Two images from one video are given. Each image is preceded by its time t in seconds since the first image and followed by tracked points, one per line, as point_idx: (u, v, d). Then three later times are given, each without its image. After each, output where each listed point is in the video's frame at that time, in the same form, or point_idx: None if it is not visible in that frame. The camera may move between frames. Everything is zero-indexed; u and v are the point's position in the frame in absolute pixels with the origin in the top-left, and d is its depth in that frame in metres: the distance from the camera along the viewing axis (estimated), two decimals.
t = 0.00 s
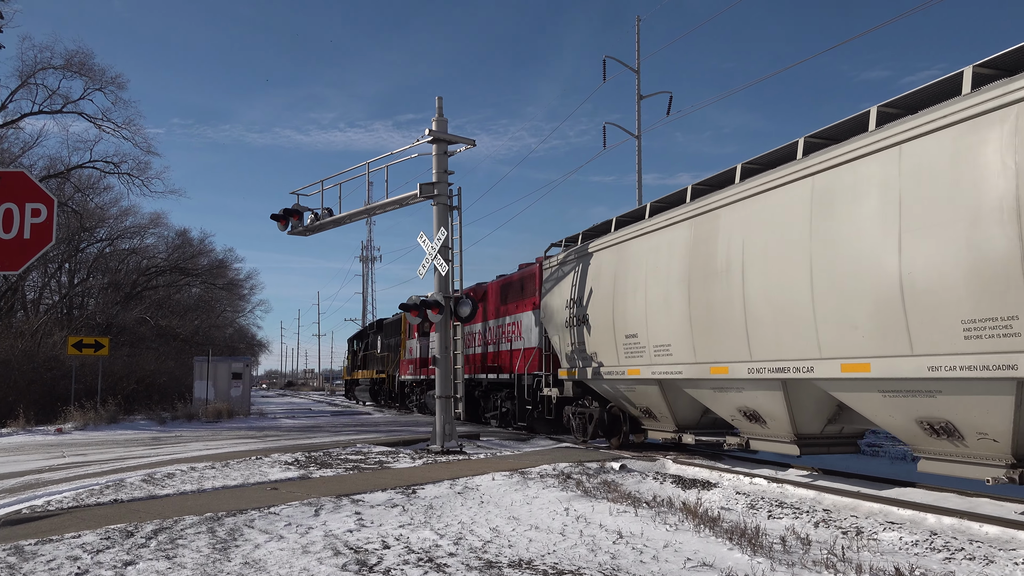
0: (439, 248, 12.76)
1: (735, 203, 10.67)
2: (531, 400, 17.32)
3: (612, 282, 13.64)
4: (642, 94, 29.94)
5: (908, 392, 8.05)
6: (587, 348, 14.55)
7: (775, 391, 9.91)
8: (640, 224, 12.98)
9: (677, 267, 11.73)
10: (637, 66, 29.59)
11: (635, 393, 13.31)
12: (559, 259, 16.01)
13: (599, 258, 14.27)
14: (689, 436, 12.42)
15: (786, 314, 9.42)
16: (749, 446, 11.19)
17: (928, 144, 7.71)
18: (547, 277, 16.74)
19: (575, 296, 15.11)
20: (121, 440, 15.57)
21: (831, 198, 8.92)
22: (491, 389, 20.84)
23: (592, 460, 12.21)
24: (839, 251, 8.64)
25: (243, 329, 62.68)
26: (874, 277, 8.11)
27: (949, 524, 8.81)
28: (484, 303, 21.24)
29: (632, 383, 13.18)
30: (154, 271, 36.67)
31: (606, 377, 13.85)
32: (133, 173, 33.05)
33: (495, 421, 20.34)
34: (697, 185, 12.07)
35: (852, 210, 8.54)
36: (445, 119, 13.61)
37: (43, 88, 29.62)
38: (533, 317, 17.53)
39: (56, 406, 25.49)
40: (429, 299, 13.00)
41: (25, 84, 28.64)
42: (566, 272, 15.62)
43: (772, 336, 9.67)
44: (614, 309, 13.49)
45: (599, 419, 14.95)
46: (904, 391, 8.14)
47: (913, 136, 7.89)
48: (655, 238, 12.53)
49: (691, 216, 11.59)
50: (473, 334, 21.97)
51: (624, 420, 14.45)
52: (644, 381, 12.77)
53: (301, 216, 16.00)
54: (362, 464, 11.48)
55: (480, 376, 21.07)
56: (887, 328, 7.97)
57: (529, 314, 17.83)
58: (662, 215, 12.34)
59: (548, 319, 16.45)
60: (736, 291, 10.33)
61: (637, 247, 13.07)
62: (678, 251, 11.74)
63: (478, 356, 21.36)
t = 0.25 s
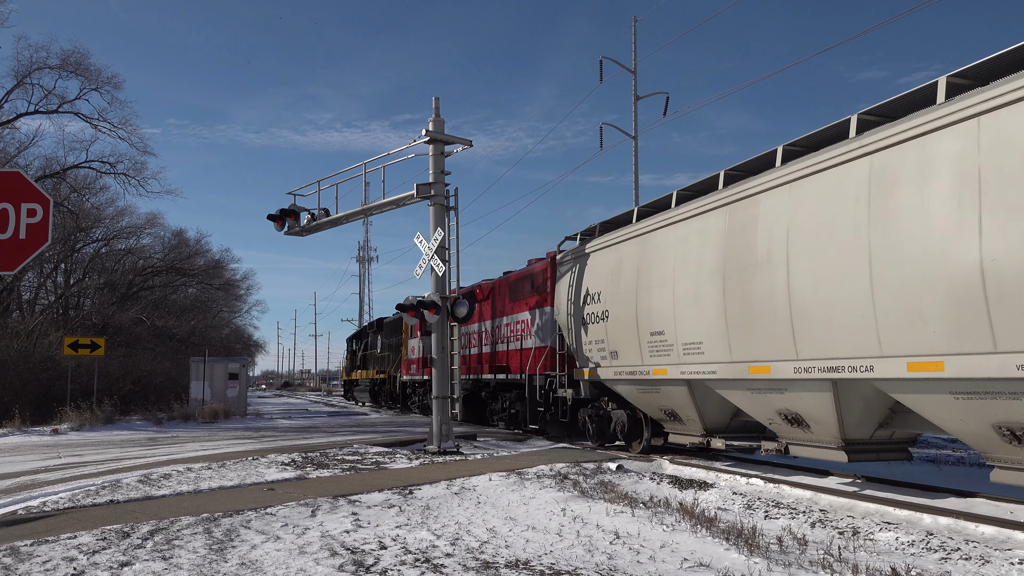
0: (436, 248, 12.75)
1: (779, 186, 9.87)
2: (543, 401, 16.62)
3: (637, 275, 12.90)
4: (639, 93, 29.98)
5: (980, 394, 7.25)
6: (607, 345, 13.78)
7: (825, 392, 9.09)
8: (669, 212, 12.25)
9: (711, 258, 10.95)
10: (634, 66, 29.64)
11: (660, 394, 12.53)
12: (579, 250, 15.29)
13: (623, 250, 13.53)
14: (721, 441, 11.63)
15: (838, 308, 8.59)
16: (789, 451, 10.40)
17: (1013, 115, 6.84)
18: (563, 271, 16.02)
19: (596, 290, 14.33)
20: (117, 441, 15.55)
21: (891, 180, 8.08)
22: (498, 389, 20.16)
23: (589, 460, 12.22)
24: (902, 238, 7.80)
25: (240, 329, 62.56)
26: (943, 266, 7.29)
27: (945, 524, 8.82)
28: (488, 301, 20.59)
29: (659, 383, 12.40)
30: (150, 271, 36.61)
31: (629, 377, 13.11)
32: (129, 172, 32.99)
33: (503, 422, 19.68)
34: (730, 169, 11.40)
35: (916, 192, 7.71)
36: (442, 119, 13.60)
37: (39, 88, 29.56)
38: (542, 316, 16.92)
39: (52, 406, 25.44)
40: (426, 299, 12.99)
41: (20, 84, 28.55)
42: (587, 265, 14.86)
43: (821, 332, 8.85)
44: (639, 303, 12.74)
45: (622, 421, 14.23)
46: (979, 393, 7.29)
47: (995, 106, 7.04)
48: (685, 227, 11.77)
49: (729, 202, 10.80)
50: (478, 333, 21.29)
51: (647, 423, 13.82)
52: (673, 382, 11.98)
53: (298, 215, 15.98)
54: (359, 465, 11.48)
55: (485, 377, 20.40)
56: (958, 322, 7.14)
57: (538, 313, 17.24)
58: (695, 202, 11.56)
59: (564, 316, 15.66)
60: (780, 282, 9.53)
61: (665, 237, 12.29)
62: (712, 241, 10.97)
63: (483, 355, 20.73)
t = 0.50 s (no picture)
0: (436, 248, 12.76)
1: (826, 167, 8.97)
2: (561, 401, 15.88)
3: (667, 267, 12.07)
4: (640, 93, 30.00)
5: None
6: (635, 343, 12.94)
7: (888, 393, 8.25)
8: (702, 199, 11.34)
9: (750, 247, 10.09)
10: (634, 66, 29.70)
11: (693, 394, 11.76)
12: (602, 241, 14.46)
13: (651, 240, 12.70)
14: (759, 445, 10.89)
15: (905, 299, 7.65)
16: (839, 457, 9.68)
17: None
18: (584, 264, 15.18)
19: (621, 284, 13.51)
20: (118, 439, 15.56)
21: (970, 153, 7.13)
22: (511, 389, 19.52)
23: (590, 459, 12.22)
24: (984, 218, 6.87)
25: (240, 329, 62.55)
26: None
27: (945, 523, 8.81)
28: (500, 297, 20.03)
29: (693, 383, 11.60)
30: (150, 271, 36.63)
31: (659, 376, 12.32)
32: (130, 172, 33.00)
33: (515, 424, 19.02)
34: (773, 152, 10.54)
35: (1002, 166, 6.77)
36: (442, 119, 13.60)
37: (39, 87, 29.55)
38: (557, 312, 16.35)
39: (52, 406, 25.45)
40: (427, 298, 12.99)
41: (21, 83, 28.56)
42: (611, 258, 14.04)
43: (885, 327, 7.92)
44: (670, 297, 11.91)
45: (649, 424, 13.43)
46: None
47: None
48: (720, 213, 10.91)
49: (770, 186, 9.92)
50: (488, 330, 20.72)
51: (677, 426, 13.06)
52: (708, 381, 11.15)
53: (298, 215, 15.98)
54: (359, 464, 11.49)
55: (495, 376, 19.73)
56: None
57: (552, 310, 16.68)
58: (736, 186, 10.61)
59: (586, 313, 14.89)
60: (830, 272, 8.66)
61: (698, 225, 11.43)
62: (754, 227, 10.06)
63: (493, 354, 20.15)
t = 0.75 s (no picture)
0: (434, 248, 12.76)
1: (883, 143, 8.09)
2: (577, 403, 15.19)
3: (698, 259, 11.22)
4: (637, 95, 30.12)
5: None
6: (662, 341, 12.09)
7: (960, 395, 7.38)
8: (741, 184, 10.49)
9: (796, 235, 9.20)
10: (631, 68, 29.84)
11: (727, 397, 10.91)
12: (623, 232, 13.63)
13: (680, 230, 11.85)
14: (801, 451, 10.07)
15: (977, 291, 6.81)
16: (898, 465, 8.76)
17: None
18: (603, 257, 14.34)
19: (645, 278, 12.67)
20: (115, 440, 15.55)
21: None
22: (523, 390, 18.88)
23: (587, 460, 12.24)
24: None
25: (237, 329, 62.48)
26: None
27: (942, 524, 8.83)
28: (509, 294, 19.47)
29: (729, 384, 10.73)
30: (147, 271, 36.59)
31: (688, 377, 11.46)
32: (127, 173, 32.98)
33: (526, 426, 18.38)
34: (820, 132, 9.67)
35: None
36: (440, 119, 13.60)
37: (36, 88, 29.52)
38: (572, 310, 15.80)
39: (49, 407, 25.41)
40: (424, 299, 12.99)
41: (18, 83, 28.52)
42: (633, 250, 13.20)
43: (954, 322, 7.07)
44: (702, 291, 11.04)
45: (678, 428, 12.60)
46: None
47: None
48: (761, 199, 10.05)
49: (820, 168, 9.01)
50: (497, 329, 20.15)
51: (707, 429, 12.27)
52: (746, 381, 10.31)
53: (296, 215, 15.97)
54: (357, 464, 11.49)
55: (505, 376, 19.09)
56: None
57: (567, 307, 16.13)
58: (780, 169, 9.76)
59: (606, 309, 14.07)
60: (892, 260, 7.76)
61: (735, 212, 10.58)
62: (797, 214, 9.25)
63: (503, 353, 19.60)
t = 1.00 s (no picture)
0: (429, 248, 12.78)
1: (973, 112, 7.26)
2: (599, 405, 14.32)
3: (743, 247, 10.35)
4: (632, 97, 30.19)
5: None
6: (696, 338, 11.28)
7: None
8: (793, 164, 9.64)
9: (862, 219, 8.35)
10: (627, 69, 29.93)
11: (774, 399, 10.07)
12: (652, 222, 12.76)
13: (719, 217, 11.00)
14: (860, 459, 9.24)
15: None
16: (977, 477, 7.94)
17: None
18: (628, 247, 13.45)
19: (678, 271, 11.80)
20: (110, 440, 15.52)
21: None
22: (536, 391, 18.13)
23: (583, 461, 12.25)
24: None
25: (233, 330, 62.33)
26: None
27: (936, 524, 8.85)
28: (517, 291, 18.88)
29: (777, 385, 9.86)
30: (142, 272, 36.48)
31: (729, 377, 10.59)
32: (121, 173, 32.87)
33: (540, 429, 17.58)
34: (885, 104, 8.91)
35: None
36: (436, 119, 13.60)
37: (30, 88, 29.39)
38: (589, 305, 15.23)
39: (42, 408, 25.32)
40: (420, 300, 12.98)
41: (12, 83, 28.44)
42: (664, 240, 12.32)
43: None
44: (746, 283, 10.18)
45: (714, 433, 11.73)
46: None
47: None
48: (817, 180, 9.20)
49: (892, 142, 8.15)
50: (504, 328, 19.53)
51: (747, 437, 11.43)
52: (799, 381, 9.44)
53: (291, 215, 15.95)
54: (352, 465, 11.49)
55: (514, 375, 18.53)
56: None
57: (583, 303, 15.56)
58: (841, 147, 8.88)
59: (630, 304, 13.23)
60: (986, 242, 6.88)
61: (786, 196, 9.73)
62: (864, 196, 8.39)
63: (511, 353, 18.97)
